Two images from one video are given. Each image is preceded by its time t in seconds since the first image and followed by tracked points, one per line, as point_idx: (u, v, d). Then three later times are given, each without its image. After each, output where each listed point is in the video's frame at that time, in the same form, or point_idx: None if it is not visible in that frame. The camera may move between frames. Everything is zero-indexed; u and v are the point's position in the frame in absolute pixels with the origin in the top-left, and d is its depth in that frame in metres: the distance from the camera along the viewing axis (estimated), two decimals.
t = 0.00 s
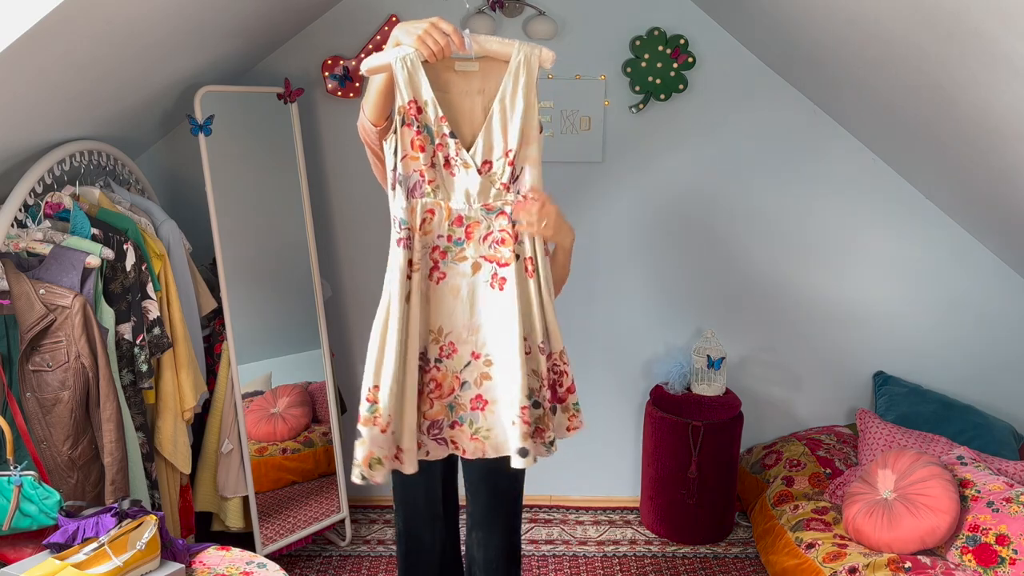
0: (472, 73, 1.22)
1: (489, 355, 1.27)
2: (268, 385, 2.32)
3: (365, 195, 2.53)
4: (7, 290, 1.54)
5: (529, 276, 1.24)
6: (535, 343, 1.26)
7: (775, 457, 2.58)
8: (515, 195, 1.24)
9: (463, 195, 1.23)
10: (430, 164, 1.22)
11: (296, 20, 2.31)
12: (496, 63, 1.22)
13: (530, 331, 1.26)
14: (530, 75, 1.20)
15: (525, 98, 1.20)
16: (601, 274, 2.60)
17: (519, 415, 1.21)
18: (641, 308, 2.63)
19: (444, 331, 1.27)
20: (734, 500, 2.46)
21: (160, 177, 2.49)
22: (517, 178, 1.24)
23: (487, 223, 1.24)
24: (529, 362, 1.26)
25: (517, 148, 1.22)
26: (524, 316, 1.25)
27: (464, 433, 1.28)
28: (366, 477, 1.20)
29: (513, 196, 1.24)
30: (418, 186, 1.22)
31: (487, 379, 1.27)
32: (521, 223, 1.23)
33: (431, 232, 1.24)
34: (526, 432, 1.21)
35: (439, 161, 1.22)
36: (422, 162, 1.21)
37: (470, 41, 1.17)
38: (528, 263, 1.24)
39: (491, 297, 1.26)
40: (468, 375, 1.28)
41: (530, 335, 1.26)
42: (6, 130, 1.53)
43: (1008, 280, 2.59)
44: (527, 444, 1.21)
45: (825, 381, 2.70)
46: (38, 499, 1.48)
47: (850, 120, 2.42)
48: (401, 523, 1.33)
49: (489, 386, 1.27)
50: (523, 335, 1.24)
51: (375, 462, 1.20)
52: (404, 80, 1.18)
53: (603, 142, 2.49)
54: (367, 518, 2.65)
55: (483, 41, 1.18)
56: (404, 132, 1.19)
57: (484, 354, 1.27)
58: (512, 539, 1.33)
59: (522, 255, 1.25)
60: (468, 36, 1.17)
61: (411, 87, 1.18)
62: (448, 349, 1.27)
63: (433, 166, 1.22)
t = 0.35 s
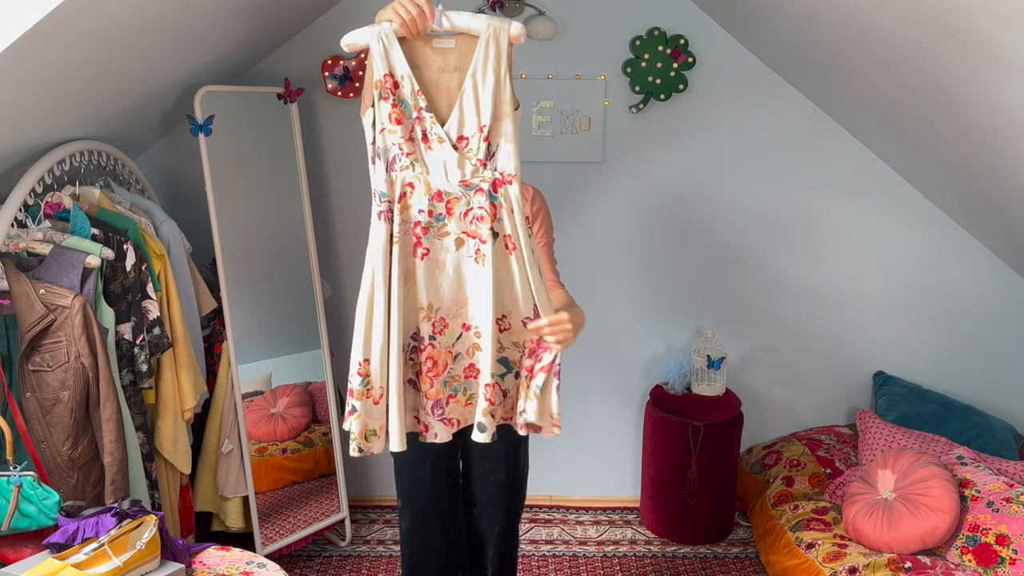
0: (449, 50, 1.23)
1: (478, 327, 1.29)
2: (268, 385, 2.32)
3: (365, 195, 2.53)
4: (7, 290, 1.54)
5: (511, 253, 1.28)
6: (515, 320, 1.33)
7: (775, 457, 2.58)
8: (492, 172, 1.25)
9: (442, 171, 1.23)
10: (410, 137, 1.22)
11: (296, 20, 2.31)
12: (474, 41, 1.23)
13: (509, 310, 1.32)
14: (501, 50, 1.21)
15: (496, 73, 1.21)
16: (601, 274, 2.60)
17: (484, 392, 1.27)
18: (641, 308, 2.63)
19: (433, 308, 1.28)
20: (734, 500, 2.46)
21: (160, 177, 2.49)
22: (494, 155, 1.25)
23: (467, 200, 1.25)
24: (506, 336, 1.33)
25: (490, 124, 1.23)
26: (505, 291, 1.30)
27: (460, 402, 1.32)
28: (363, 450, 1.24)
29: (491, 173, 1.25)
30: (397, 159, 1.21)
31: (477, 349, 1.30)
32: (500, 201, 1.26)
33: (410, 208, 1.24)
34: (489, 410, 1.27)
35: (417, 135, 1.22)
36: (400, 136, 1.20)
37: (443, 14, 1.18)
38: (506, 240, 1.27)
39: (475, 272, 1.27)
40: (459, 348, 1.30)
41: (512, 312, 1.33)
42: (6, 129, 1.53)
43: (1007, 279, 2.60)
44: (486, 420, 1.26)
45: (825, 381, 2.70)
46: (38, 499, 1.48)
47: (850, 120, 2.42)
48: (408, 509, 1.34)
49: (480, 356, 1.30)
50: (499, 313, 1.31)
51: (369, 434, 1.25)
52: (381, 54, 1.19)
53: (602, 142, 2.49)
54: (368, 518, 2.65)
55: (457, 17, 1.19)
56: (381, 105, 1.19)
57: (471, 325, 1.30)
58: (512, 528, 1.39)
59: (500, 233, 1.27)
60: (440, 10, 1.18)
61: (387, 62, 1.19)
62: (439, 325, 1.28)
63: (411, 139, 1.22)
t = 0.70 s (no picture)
0: (436, 58, 1.22)
1: (465, 335, 1.29)
2: (268, 385, 2.32)
3: (366, 195, 2.53)
4: (7, 290, 1.54)
5: (517, 253, 1.29)
6: (533, 318, 1.33)
7: (775, 457, 2.58)
8: (489, 175, 1.26)
9: (438, 175, 1.23)
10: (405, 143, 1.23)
11: (295, 20, 2.31)
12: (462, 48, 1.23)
13: (526, 308, 1.32)
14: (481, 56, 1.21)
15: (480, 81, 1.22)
16: (601, 274, 2.60)
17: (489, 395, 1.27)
18: (641, 308, 2.63)
19: (423, 315, 1.23)
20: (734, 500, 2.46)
21: (160, 176, 2.49)
22: (488, 159, 1.26)
23: (465, 204, 1.25)
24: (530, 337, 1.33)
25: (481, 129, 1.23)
26: (506, 297, 1.29)
27: (439, 419, 1.28)
28: (374, 454, 1.24)
29: (487, 177, 1.26)
30: (393, 165, 1.22)
31: (460, 359, 1.30)
32: (498, 203, 1.27)
33: (407, 213, 1.23)
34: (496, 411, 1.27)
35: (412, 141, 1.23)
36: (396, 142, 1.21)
37: (425, 23, 1.19)
38: (512, 240, 1.29)
39: (472, 278, 1.27)
40: (443, 359, 1.28)
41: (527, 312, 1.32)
42: (7, 129, 1.53)
43: (1008, 279, 2.60)
44: (494, 423, 1.27)
45: (825, 381, 2.70)
46: (38, 499, 1.48)
47: (850, 120, 2.42)
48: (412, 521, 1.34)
49: (463, 365, 1.30)
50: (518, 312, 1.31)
51: (381, 439, 1.24)
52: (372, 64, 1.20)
53: (602, 142, 2.49)
54: (367, 518, 2.65)
55: (439, 25, 1.20)
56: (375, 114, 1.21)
57: (459, 334, 1.29)
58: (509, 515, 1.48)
59: (504, 235, 1.28)
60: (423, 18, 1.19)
61: (378, 72, 1.20)
62: (426, 335, 1.24)
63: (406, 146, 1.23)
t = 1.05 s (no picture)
0: (432, 67, 1.24)
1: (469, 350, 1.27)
2: (268, 385, 2.32)
3: (366, 195, 2.53)
4: (7, 290, 1.54)
5: (508, 258, 1.32)
6: (524, 322, 1.38)
7: (775, 457, 2.58)
8: (480, 181, 1.27)
9: (431, 185, 1.25)
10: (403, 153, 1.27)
11: (295, 20, 2.31)
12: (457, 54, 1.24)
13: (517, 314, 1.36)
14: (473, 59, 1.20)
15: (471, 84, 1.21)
16: (601, 274, 2.59)
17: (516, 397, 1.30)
18: (641, 308, 2.63)
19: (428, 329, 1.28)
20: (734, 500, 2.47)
21: (160, 177, 2.49)
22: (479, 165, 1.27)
23: (460, 213, 1.26)
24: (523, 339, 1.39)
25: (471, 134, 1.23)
26: (513, 299, 1.35)
27: (454, 438, 1.29)
28: (374, 461, 1.31)
29: (479, 183, 1.27)
30: (389, 177, 1.27)
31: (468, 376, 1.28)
32: (491, 208, 1.28)
33: (405, 225, 1.28)
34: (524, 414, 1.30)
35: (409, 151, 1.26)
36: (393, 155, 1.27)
37: (419, 32, 1.21)
38: (502, 245, 1.31)
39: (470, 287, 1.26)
40: (452, 375, 1.27)
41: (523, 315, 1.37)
42: (7, 129, 1.53)
43: (1007, 280, 2.60)
44: (529, 423, 1.31)
45: (825, 381, 2.70)
46: (39, 499, 1.48)
47: (850, 120, 2.42)
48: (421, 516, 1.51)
49: (473, 382, 1.29)
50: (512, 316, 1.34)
51: (380, 447, 1.31)
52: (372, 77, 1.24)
53: (602, 142, 2.49)
54: (367, 518, 2.65)
55: (432, 34, 1.20)
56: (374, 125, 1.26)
57: (467, 351, 1.28)
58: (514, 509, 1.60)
59: (496, 239, 1.30)
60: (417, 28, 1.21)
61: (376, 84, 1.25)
62: (433, 347, 1.28)
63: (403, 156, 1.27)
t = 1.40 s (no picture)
0: (462, 70, 1.31)
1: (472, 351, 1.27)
2: (268, 385, 2.32)
3: (366, 195, 2.53)
4: (7, 290, 1.54)
5: (529, 261, 1.33)
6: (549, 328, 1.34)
7: (775, 457, 2.58)
8: (503, 184, 1.33)
9: (454, 187, 1.31)
10: (427, 155, 1.31)
11: (295, 20, 2.31)
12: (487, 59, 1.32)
13: (541, 317, 1.34)
14: (509, 64, 1.30)
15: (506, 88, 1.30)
16: (601, 274, 2.59)
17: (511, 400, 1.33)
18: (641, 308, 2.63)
19: (434, 327, 1.30)
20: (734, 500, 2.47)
21: (159, 176, 2.49)
22: (505, 168, 1.33)
23: (479, 215, 1.30)
24: (546, 345, 1.35)
25: (501, 138, 1.31)
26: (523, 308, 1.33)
27: (442, 438, 1.26)
28: (366, 453, 1.30)
29: (502, 185, 1.33)
30: (411, 177, 1.31)
31: (467, 377, 1.27)
32: (512, 211, 1.32)
33: (422, 225, 1.31)
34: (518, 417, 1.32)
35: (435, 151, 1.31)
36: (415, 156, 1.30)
37: (454, 35, 1.28)
38: (528, 248, 1.33)
39: (478, 287, 1.29)
40: (453, 374, 1.28)
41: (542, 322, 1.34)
42: (6, 130, 1.53)
43: (1008, 280, 2.60)
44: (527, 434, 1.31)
45: (825, 381, 2.70)
46: (38, 499, 1.48)
47: (851, 120, 2.42)
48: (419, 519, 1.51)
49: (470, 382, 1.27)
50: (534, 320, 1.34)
51: (374, 441, 1.30)
52: (401, 77, 1.29)
53: (602, 142, 2.49)
54: (367, 518, 2.65)
55: (467, 37, 1.29)
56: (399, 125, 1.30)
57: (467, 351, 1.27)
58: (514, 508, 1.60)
59: (518, 243, 1.32)
60: (451, 31, 1.28)
61: (404, 85, 1.29)
62: (435, 345, 1.29)
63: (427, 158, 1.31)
